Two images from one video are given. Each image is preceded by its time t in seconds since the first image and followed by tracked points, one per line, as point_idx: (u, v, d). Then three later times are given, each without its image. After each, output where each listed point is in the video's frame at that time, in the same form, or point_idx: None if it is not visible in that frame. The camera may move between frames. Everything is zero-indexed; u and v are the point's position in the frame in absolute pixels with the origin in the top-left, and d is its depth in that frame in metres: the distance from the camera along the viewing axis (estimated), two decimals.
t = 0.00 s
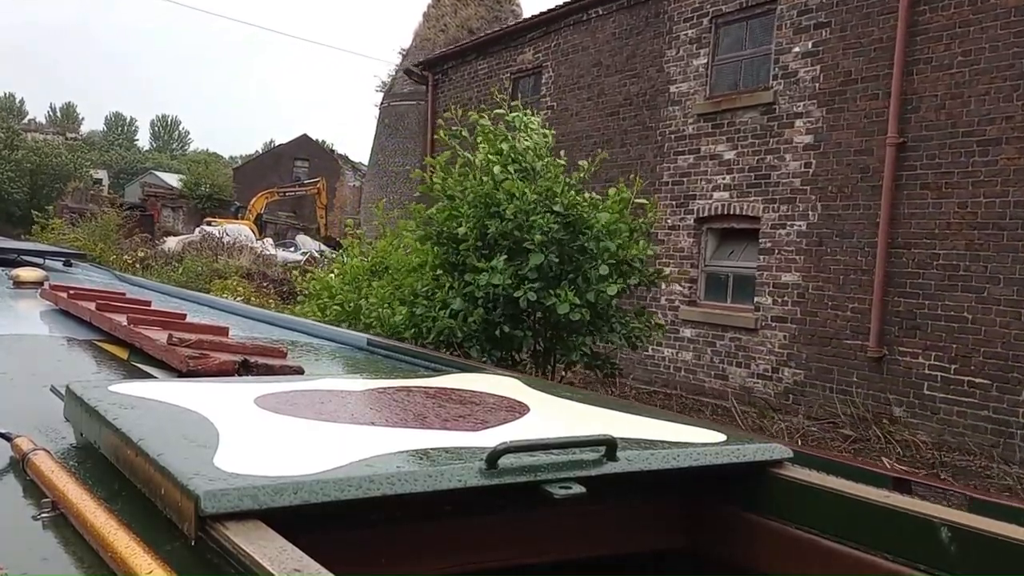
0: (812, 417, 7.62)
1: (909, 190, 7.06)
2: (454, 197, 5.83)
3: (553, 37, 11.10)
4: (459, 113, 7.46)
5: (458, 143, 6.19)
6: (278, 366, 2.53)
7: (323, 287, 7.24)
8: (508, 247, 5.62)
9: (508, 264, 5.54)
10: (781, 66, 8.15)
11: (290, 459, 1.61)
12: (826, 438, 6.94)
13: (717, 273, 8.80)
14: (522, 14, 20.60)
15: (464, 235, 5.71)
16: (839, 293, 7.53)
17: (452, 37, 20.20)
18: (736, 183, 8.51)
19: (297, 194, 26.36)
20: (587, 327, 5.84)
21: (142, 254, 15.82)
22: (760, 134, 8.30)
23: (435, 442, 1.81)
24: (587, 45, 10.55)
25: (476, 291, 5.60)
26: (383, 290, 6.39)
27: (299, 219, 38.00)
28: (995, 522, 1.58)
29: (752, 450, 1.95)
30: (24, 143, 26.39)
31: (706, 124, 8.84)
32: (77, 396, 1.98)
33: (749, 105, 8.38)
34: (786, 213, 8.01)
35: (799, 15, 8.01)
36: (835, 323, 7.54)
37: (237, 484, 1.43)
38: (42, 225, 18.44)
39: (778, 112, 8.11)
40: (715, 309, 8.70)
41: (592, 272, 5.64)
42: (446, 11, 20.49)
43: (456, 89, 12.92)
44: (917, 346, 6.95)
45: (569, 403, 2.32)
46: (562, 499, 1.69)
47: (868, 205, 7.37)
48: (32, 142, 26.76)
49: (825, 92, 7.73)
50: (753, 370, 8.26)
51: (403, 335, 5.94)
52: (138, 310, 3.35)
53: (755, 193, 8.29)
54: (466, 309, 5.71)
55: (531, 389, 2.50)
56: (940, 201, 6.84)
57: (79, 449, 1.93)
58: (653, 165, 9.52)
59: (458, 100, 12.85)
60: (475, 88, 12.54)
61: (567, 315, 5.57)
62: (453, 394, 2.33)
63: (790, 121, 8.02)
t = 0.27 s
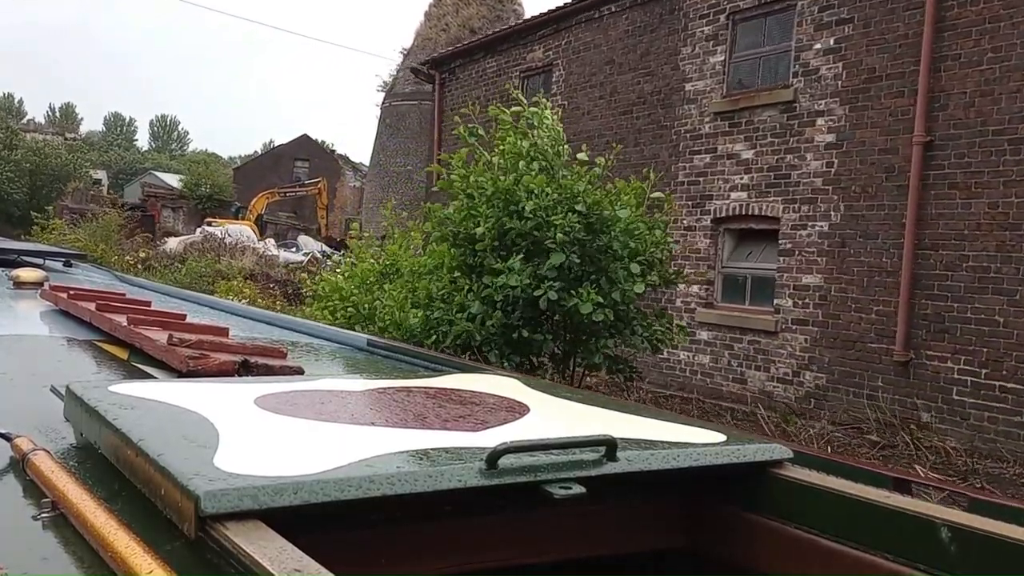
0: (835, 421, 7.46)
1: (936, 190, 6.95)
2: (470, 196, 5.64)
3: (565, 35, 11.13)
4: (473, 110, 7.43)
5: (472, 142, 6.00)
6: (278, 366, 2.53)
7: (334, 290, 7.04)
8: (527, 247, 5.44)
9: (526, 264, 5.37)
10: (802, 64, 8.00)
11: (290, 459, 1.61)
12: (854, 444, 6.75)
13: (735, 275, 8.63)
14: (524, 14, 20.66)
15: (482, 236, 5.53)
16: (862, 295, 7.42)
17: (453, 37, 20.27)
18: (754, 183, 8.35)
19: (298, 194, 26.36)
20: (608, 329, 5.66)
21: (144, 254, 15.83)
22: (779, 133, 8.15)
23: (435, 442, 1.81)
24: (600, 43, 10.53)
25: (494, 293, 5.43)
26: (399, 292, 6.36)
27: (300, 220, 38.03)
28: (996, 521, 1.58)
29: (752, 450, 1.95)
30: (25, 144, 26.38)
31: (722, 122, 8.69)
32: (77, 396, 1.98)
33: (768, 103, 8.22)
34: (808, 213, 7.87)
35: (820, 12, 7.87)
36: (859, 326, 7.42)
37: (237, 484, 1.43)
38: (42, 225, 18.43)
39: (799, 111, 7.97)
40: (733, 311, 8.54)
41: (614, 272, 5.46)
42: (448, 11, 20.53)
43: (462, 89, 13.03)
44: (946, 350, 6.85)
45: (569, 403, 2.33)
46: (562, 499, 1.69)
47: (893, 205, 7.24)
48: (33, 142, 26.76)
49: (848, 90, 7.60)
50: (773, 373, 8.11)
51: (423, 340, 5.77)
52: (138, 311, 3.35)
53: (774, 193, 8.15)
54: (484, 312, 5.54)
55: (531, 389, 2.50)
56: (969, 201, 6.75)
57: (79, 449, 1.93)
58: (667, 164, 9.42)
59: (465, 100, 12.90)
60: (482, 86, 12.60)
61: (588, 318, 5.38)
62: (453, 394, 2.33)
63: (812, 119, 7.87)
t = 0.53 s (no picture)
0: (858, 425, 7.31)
1: (961, 190, 6.80)
2: (493, 192, 5.49)
3: (573, 32, 11.00)
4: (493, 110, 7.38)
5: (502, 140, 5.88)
6: (278, 366, 2.53)
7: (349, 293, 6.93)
8: (547, 248, 5.29)
9: (544, 265, 5.19)
10: (821, 61, 7.88)
11: (290, 459, 1.61)
12: (878, 450, 6.64)
13: (751, 276, 8.49)
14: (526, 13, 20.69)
15: (500, 234, 5.37)
16: (884, 296, 7.28)
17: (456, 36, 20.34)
18: (771, 182, 8.22)
19: (299, 194, 26.36)
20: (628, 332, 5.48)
21: (145, 254, 15.82)
22: (797, 131, 8.02)
23: (435, 442, 1.81)
24: (610, 40, 10.37)
25: (512, 295, 5.26)
26: (412, 295, 6.25)
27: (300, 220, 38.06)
28: (995, 522, 1.58)
29: (752, 450, 1.95)
30: (26, 143, 26.37)
31: (739, 121, 8.54)
32: (77, 396, 1.98)
33: (787, 101, 8.08)
34: (827, 213, 7.74)
35: (840, 7, 7.74)
36: (882, 329, 7.27)
37: (237, 484, 1.43)
38: (43, 225, 18.42)
39: (819, 108, 7.83)
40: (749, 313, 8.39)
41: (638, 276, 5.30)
42: (449, 9, 20.56)
43: (469, 88, 12.92)
44: (972, 353, 6.68)
45: (569, 403, 2.33)
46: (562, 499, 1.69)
47: (917, 203, 7.09)
48: (35, 142, 26.76)
49: (869, 87, 7.46)
50: (791, 376, 7.96)
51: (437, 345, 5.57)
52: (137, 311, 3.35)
53: (792, 192, 8.01)
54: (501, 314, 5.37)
55: (531, 388, 2.50)
56: (996, 201, 6.59)
57: (79, 449, 1.93)
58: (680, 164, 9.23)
59: (472, 100, 12.82)
60: (490, 85, 12.48)
61: (609, 322, 5.23)
62: (453, 394, 2.33)
63: (832, 117, 7.73)
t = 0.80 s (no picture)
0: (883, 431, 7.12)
1: (991, 189, 6.61)
2: (513, 187, 5.07)
3: (583, 29, 10.66)
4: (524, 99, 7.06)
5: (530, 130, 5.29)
6: (278, 366, 2.53)
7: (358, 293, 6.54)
8: (575, 249, 4.84)
9: (568, 267, 4.77)
10: (843, 57, 7.66)
11: (290, 459, 1.61)
12: (907, 457, 6.30)
13: (770, 277, 8.28)
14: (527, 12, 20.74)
15: (523, 232, 4.89)
16: (910, 299, 7.09)
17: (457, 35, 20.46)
18: (791, 181, 7.98)
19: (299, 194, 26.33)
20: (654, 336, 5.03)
21: (146, 254, 15.79)
22: (818, 129, 7.80)
23: (435, 442, 1.80)
24: (624, 37, 9.98)
25: (532, 297, 4.82)
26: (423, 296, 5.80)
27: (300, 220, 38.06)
28: (996, 522, 1.58)
29: (752, 450, 1.95)
30: (24, 144, 26.28)
31: (757, 118, 8.32)
32: (77, 396, 1.98)
33: (808, 98, 7.85)
34: (850, 213, 7.53)
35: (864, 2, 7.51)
36: (907, 332, 7.08)
37: (237, 484, 1.43)
38: (43, 226, 18.37)
39: (842, 106, 7.61)
40: (768, 315, 8.20)
41: (670, 281, 4.87)
42: (451, 8, 20.61)
43: (477, 85, 12.53)
44: (1003, 357, 6.50)
45: (569, 403, 2.32)
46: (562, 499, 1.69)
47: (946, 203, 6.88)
48: (34, 142, 26.71)
49: (894, 84, 7.24)
50: (813, 380, 7.78)
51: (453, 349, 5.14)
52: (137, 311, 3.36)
53: (812, 192, 7.81)
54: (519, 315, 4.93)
55: (531, 389, 2.50)
56: None
57: (79, 449, 1.93)
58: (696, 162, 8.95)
59: (479, 98, 12.46)
60: (498, 83, 12.10)
61: (637, 331, 4.83)
62: (453, 394, 2.33)
63: (856, 115, 7.51)
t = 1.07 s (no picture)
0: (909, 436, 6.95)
1: None
2: (543, 182, 4.98)
3: (594, 26, 10.38)
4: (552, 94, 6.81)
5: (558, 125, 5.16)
6: (278, 366, 2.53)
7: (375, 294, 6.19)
8: (603, 246, 4.77)
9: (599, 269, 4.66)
10: (867, 53, 7.42)
11: (290, 459, 1.61)
12: (939, 463, 6.20)
13: (790, 278, 8.04)
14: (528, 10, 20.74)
15: (546, 230, 4.77)
16: (938, 300, 6.85)
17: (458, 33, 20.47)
18: (812, 180, 7.75)
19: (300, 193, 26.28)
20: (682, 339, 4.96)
21: (147, 254, 15.76)
22: (840, 127, 7.57)
23: (435, 442, 1.80)
24: (637, 33, 9.77)
25: (560, 299, 4.70)
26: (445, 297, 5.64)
27: (301, 220, 38.06)
28: (996, 522, 1.57)
29: (752, 450, 1.95)
30: (24, 144, 26.23)
31: (777, 116, 8.10)
32: (77, 396, 1.98)
33: (829, 95, 7.62)
34: (873, 212, 7.29)
35: None
36: (935, 334, 6.84)
37: (237, 484, 1.43)
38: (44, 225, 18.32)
39: (865, 103, 7.38)
40: (788, 317, 7.97)
41: (699, 284, 4.82)
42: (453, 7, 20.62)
43: (484, 83, 12.29)
44: None
45: (569, 403, 2.32)
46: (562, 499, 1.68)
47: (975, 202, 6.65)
48: (34, 142, 26.67)
49: (920, 81, 7.02)
50: (835, 384, 7.54)
51: (472, 355, 4.99)
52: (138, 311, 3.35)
53: (834, 190, 7.58)
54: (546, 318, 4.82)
55: (531, 389, 2.49)
56: None
57: (79, 449, 1.93)
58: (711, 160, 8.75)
59: (487, 96, 12.23)
60: (507, 80, 11.85)
61: (664, 334, 4.76)
62: (453, 394, 2.32)
63: (880, 112, 7.29)
